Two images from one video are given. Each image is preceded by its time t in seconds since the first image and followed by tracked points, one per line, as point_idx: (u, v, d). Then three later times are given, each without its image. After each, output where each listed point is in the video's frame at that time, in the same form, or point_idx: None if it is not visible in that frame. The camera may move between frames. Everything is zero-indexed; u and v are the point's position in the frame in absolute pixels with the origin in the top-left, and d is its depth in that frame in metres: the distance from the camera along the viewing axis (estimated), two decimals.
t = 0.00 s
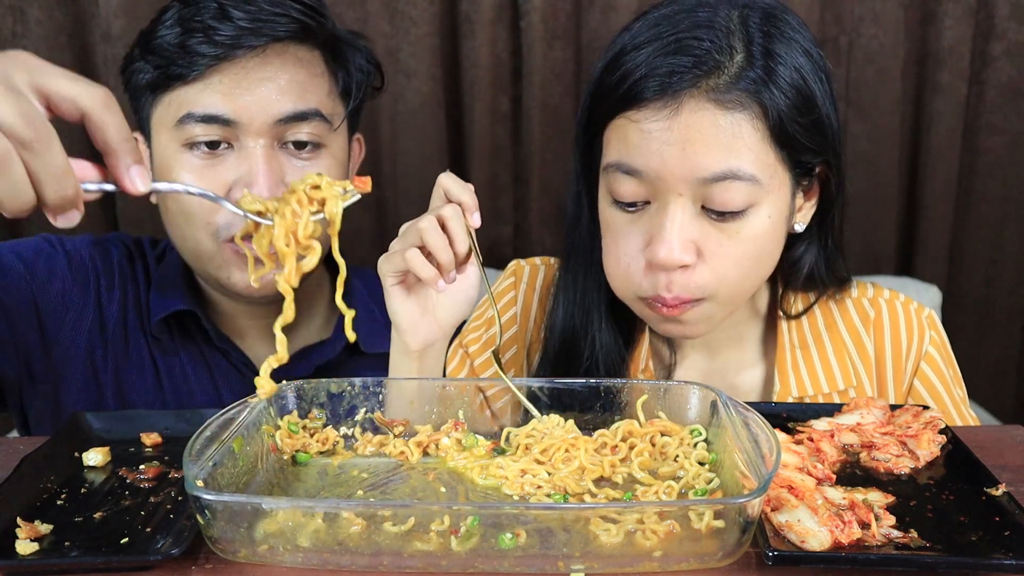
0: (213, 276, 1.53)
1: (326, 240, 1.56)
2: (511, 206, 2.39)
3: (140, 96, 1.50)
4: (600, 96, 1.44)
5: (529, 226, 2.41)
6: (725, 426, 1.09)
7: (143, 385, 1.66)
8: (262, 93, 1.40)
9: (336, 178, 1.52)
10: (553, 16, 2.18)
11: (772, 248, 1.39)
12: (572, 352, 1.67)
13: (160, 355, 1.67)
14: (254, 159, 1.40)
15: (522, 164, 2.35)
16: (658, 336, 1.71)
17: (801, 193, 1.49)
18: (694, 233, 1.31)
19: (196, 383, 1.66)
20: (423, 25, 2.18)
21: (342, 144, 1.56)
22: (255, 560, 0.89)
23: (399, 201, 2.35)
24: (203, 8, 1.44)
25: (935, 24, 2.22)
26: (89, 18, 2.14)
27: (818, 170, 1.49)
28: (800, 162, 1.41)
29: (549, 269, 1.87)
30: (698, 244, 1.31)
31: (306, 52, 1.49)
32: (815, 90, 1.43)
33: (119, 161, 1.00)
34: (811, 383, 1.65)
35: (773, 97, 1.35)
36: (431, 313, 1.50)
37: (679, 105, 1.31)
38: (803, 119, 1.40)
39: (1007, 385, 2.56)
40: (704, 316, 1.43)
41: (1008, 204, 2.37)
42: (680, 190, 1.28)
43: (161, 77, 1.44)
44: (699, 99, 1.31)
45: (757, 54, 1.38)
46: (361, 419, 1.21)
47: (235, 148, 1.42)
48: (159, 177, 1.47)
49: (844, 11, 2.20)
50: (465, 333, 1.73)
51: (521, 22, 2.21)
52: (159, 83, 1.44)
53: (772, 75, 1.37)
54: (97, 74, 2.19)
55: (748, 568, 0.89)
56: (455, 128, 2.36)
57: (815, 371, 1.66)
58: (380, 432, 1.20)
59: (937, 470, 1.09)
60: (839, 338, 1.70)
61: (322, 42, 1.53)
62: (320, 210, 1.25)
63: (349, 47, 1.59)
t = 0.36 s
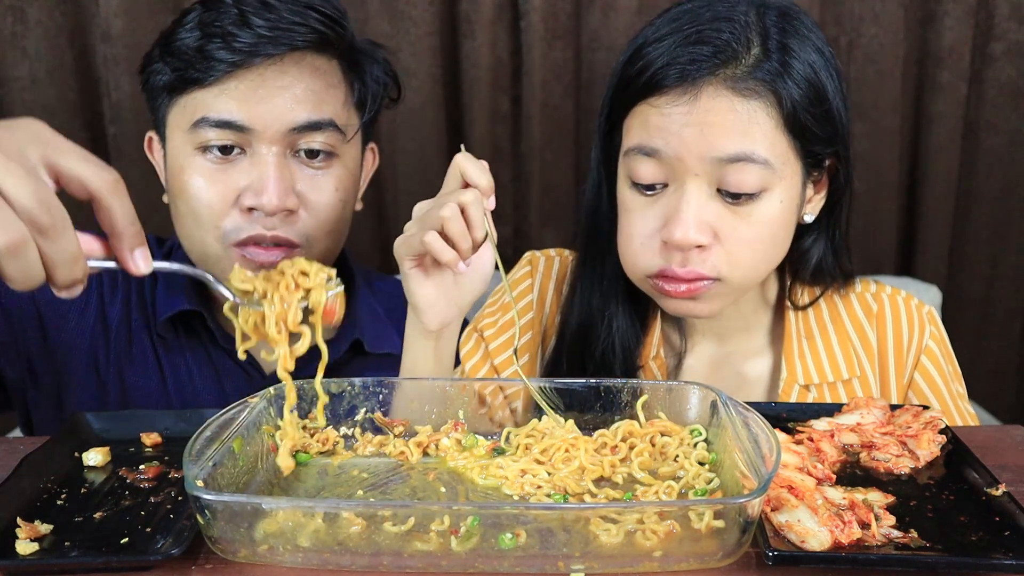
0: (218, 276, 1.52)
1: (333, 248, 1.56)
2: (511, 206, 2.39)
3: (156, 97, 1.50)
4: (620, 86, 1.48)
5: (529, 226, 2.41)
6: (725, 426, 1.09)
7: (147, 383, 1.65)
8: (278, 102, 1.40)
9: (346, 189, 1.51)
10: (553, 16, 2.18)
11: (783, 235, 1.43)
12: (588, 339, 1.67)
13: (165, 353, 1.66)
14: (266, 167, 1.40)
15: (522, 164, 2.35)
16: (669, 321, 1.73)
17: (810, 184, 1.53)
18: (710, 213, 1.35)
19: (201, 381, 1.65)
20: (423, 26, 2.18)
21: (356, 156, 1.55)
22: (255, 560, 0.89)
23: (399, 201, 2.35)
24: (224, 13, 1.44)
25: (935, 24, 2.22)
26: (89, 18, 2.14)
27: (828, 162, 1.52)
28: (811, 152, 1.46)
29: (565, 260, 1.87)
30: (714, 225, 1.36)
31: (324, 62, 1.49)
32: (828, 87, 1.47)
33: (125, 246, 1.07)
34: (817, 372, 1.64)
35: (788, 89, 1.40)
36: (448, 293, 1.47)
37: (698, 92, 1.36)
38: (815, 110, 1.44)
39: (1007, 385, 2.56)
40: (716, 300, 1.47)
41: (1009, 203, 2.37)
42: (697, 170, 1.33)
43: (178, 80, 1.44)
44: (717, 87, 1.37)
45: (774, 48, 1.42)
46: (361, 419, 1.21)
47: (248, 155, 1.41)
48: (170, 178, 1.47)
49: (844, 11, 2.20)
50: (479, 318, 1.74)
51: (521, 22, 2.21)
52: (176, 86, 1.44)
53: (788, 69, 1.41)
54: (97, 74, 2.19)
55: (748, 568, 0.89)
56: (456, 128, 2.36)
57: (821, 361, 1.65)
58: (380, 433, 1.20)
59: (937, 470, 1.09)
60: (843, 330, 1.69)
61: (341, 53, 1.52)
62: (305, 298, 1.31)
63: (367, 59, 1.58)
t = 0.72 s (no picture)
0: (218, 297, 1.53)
1: (344, 267, 1.53)
2: (510, 206, 2.39)
3: (171, 102, 1.48)
4: (626, 87, 1.48)
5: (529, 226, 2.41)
6: (725, 426, 1.09)
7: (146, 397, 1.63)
8: (292, 112, 1.37)
9: (361, 206, 1.48)
10: (554, 16, 2.18)
11: (785, 235, 1.44)
12: (591, 334, 1.67)
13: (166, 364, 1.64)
14: (277, 178, 1.37)
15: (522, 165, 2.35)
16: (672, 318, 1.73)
17: (814, 184, 1.53)
18: (715, 213, 1.36)
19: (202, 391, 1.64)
20: (423, 26, 2.19)
21: (375, 170, 1.51)
22: (255, 559, 0.89)
23: (399, 201, 2.35)
24: (244, 18, 1.43)
25: (935, 24, 2.22)
26: (89, 18, 2.14)
27: (829, 162, 1.53)
28: (815, 153, 1.46)
29: (568, 257, 1.87)
30: (717, 224, 1.36)
31: (345, 73, 1.46)
32: (832, 89, 1.47)
33: (136, 295, 1.07)
34: (818, 367, 1.64)
35: (793, 90, 1.40)
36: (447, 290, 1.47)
37: (704, 92, 1.37)
38: (820, 111, 1.45)
39: (1007, 385, 2.56)
40: (720, 298, 1.47)
41: (1008, 203, 2.37)
42: (702, 170, 1.34)
43: (192, 85, 1.41)
44: (722, 87, 1.37)
45: (779, 49, 1.43)
46: (361, 419, 1.21)
47: (259, 165, 1.38)
48: (179, 186, 1.44)
49: (844, 11, 2.20)
50: (483, 312, 1.74)
51: (521, 22, 2.21)
52: (190, 90, 1.42)
53: (793, 69, 1.41)
54: (97, 74, 2.19)
55: (749, 568, 0.89)
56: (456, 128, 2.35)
57: (822, 356, 1.66)
58: (380, 433, 1.20)
59: (937, 470, 1.09)
60: (844, 327, 1.69)
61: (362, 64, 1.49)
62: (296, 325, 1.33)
63: (391, 74, 1.55)
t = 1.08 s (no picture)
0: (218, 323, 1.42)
1: (364, 270, 1.46)
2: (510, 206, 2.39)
3: (173, 104, 1.42)
4: (624, 87, 1.47)
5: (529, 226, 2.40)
6: (725, 426, 1.09)
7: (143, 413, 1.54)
8: (308, 97, 1.33)
9: (380, 203, 1.43)
10: (554, 16, 2.18)
11: (786, 234, 1.44)
12: (590, 336, 1.67)
13: (165, 383, 1.55)
14: (293, 165, 1.32)
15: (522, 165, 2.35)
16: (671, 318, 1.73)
17: (814, 183, 1.54)
18: (715, 214, 1.36)
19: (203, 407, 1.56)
20: (423, 26, 2.18)
21: (388, 170, 1.47)
22: (255, 559, 0.89)
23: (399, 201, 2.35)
24: (256, 12, 1.41)
25: (935, 24, 2.22)
26: (89, 18, 2.14)
27: (829, 160, 1.53)
28: (814, 154, 1.47)
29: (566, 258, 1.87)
30: (718, 224, 1.37)
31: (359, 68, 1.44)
32: (831, 88, 1.48)
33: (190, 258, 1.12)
34: (819, 366, 1.64)
35: (792, 89, 1.41)
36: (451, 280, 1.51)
37: (703, 92, 1.37)
38: (820, 110, 1.45)
39: (1007, 385, 2.56)
40: (721, 297, 1.47)
41: (1008, 204, 2.37)
42: (702, 172, 1.34)
43: (199, 80, 1.37)
44: (722, 88, 1.37)
45: (778, 48, 1.43)
46: (361, 419, 1.21)
47: (273, 154, 1.33)
48: (182, 182, 1.37)
49: (844, 11, 2.20)
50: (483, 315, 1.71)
51: (521, 22, 2.21)
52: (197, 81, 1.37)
53: (792, 68, 1.42)
54: (97, 74, 2.19)
55: (749, 568, 0.89)
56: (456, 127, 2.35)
57: (823, 355, 1.65)
58: (380, 433, 1.20)
59: (937, 470, 1.09)
60: (845, 325, 1.69)
61: (377, 61, 1.48)
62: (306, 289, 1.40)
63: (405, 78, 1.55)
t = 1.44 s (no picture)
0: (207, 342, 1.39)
1: (347, 293, 1.44)
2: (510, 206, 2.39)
3: (170, 110, 1.41)
4: (626, 75, 1.48)
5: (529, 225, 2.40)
6: (725, 426, 1.09)
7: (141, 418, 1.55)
8: (297, 121, 1.29)
9: (366, 236, 1.39)
10: (553, 16, 2.18)
11: (788, 218, 1.44)
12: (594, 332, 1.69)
13: (165, 389, 1.55)
14: (274, 194, 1.29)
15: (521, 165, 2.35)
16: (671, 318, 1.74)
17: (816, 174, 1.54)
18: (716, 195, 1.36)
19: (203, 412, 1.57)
20: (423, 26, 2.18)
21: (383, 196, 1.43)
22: (255, 560, 0.89)
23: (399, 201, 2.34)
24: (258, 23, 1.39)
25: (935, 24, 2.22)
26: (89, 18, 2.14)
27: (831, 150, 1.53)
28: (816, 140, 1.47)
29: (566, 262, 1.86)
30: (719, 206, 1.36)
31: (359, 86, 1.40)
32: (833, 83, 1.48)
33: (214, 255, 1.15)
34: (821, 367, 1.64)
35: (793, 75, 1.41)
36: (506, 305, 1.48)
37: (703, 74, 1.37)
38: (819, 97, 1.45)
39: (1007, 384, 2.55)
40: (721, 286, 1.47)
41: (1009, 204, 2.37)
42: (703, 153, 1.34)
43: (194, 88, 1.35)
44: (723, 69, 1.38)
45: (779, 34, 1.44)
46: (361, 419, 1.21)
47: (257, 178, 1.30)
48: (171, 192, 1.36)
49: (844, 11, 2.19)
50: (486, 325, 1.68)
51: (521, 22, 2.21)
52: (192, 90, 1.36)
53: (793, 55, 1.42)
54: (97, 74, 2.19)
55: (749, 568, 0.89)
56: (456, 127, 2.35)
57: (825, 355, 1.66)
58: (380, 433, 1.20)
59: (937, 470, 1.09)
60: (847, 326, 1.69)
61: (380, 79, 1.44)
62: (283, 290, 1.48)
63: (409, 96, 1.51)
